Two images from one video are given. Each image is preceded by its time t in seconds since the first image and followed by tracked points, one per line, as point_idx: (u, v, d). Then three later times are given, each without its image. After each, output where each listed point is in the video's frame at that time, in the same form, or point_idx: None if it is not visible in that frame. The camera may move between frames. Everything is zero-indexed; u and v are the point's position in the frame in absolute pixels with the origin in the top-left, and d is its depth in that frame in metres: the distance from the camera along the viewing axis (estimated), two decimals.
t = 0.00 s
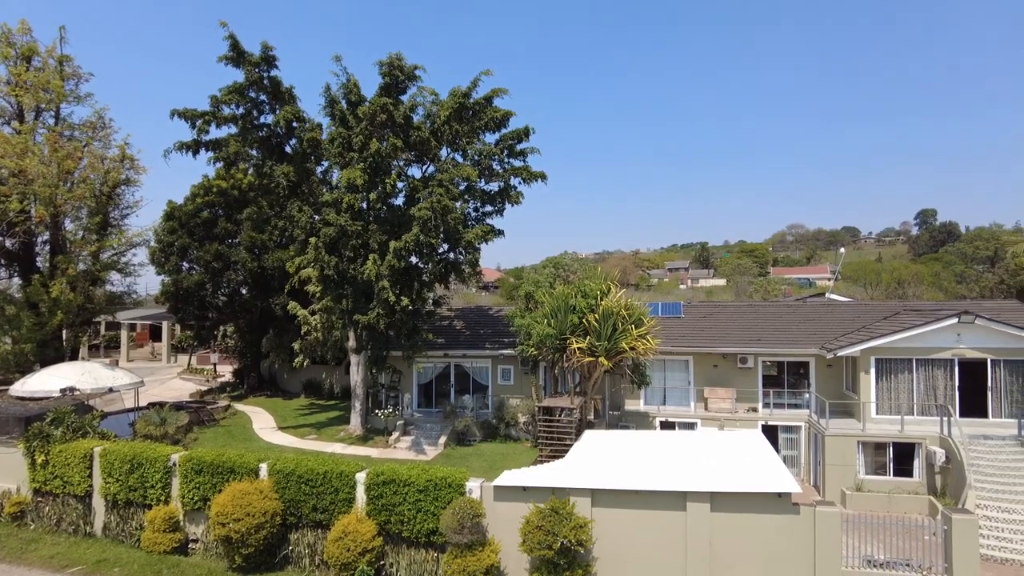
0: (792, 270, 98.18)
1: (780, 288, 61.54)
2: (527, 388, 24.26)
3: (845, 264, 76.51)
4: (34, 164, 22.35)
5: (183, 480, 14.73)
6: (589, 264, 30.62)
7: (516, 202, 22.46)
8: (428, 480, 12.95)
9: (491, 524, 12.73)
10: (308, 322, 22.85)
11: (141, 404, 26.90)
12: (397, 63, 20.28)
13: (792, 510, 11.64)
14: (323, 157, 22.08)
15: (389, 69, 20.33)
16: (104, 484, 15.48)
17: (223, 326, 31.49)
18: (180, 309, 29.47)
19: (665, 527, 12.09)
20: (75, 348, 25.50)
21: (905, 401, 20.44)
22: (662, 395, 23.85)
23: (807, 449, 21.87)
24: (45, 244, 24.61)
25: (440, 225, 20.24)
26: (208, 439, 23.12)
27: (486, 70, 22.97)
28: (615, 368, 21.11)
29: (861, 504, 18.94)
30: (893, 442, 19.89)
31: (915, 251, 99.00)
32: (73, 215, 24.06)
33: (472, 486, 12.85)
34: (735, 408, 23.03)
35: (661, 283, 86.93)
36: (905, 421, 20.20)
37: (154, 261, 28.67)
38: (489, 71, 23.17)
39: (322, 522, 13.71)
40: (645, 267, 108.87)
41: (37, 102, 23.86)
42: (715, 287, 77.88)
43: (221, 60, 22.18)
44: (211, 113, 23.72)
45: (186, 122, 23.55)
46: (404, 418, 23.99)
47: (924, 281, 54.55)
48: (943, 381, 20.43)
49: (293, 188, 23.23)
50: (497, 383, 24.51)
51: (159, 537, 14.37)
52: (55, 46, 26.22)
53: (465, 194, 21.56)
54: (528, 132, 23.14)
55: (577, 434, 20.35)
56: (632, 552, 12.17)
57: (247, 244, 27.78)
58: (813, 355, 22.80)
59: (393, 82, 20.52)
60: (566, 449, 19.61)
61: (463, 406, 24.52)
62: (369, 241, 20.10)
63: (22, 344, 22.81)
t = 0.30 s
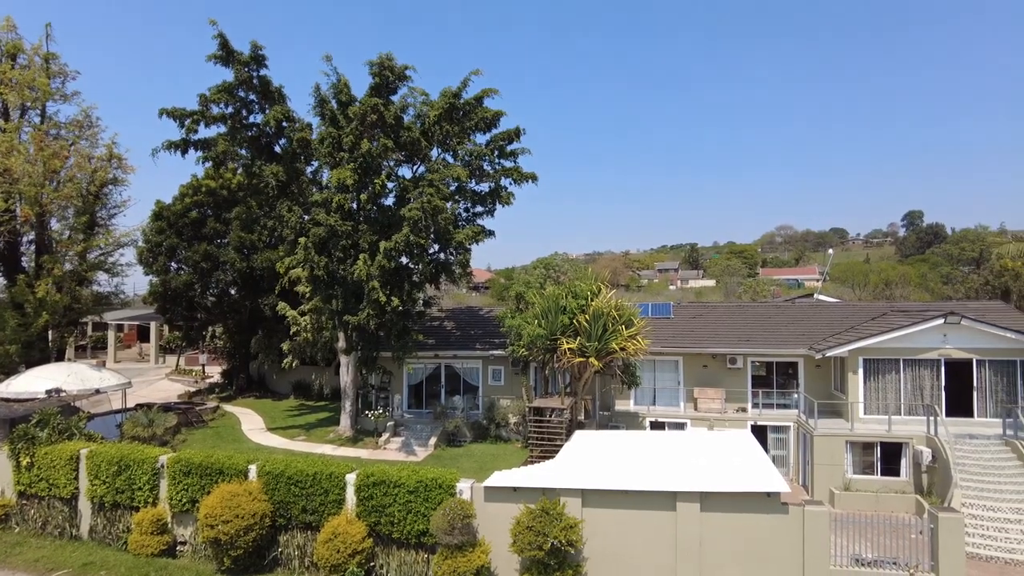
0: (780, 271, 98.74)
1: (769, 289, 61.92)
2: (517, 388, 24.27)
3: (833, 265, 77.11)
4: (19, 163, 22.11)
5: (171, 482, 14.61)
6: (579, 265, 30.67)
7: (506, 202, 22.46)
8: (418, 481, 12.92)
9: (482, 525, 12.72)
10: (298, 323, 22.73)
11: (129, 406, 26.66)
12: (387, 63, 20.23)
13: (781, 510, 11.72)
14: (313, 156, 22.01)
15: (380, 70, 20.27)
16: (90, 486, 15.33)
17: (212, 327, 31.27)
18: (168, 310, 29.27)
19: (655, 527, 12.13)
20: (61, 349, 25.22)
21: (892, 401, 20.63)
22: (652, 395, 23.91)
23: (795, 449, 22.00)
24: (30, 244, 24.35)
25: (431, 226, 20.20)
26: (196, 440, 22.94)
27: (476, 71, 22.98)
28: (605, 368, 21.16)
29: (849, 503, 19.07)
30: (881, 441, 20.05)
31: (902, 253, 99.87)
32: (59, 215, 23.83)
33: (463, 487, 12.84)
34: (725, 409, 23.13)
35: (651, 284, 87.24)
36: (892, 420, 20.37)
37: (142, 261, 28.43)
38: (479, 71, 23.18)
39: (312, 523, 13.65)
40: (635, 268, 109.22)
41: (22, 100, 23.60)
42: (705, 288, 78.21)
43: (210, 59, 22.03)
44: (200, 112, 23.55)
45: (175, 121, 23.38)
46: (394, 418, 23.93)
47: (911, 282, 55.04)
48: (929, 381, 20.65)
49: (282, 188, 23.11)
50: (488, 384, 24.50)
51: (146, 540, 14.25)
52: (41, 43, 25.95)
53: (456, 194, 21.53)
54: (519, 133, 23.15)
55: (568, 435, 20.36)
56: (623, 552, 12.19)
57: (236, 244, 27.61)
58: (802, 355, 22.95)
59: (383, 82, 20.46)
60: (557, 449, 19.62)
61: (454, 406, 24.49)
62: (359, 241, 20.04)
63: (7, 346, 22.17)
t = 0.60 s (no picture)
0: (770, 271, 99.34)
1: (758, 289, 62.27)
2: (507, 388, 24.28)
3: (821, 265, 77.69)
4: (4, 161, 21.86)
5: (159, 483, 14.49)
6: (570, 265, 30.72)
7: (497, 202, 22.46)
8: (409, 481, 12.88)
9: (472, 525, 12.71)
10: (287, 323, 22.61)
11: (116, 407, 26.40)
12: (377, 63, 20.17)
13: (771, 509, 11.79)
14: (302, 156, 21.96)
15: (370, 69, 20.22)
16: (76, 488, 15.18)
17: (201, 327, 31.05)
18: (156, 310, 29.13)
19: (645, 526, 12.16)
20: (47, 349, 24.95)
21: (880, 400, 20.81)
22: (641, 395, 23.99)
23: (784, 448, 22.10)
24: (15, 243, 24.07)
25: (421, 226, 20.16)
26: (185, 441, 22.76)
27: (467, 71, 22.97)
28: (596, 368, 21.20)
29: (837, 502, 19.21)
30: (868, 441, 20.20)
31: (889, 253, 100.70)
32: (45, 214, 23.60)
33: (454, 487, 12.83)
34: (714, 408, 23.23)
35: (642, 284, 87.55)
36: (880, 420, 20.55)
37: (130, 260, 28.21)
38: (469, 71, 23.17)
39: (302, 524, 13.58)
40: (626, 268, 109.57)
41: (7, 98, 23.34)
42: (695, 288, 78.59)
43: (199, 58, 21.88)
44: (188, 111, 23.38)
45: (163, 119, 23.20)
46: (384, 419, 23.87)
47: (898, 283, 55.60)
48: (916, 380, 20.87)
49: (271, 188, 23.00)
50: (478, 384, 24.50)
51: (133, 542, 14.12)
52: (26, 40, 25.68)
53: (446, 194, 21.50)
54: (510, 133, 23.15)
55: (558, 435, 20.37)
56: (613, 552, 12.23)
57: (225, 244, 27.45)
58: (791, 355, 23.10)
59: (373, 82, 20.41)
60: (547, 449, 19.64)
61: (444, 407, 24.46)
62: (349, 241, 19.97)
63: None
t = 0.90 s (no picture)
0: (760, 271, 100.00)
1: (747, 289, 62.64)
2: (498, 389, 24.28)
3: (811, 265, 78.22)
4: None
5: (147, 485, 14.37)
6: (561, 265, 30.75)
7: (488, 202, 22.45)
8: (399, 482, 12.85)
9: (463, 526, 12.69)
10: (276, 323, 22.49)
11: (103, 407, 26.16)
12: (367, 62, 20.10)
13: (760, 508, 11.86)
14: (292, 155, 21.89)
15: (359, 68, 20.15)
16: (62, 490, 15.02)
17: (189, 326, 30.84)
18: (144, 309, 28.98)
19: (635, 526, 12.20)
20: (33, 349, 24.68)
21: (867, 400, 20.99)
22: (632, 394, 24.04)
23: (773, 448, 22.21)
24: None
25: (412, 226, 20.12)
26: (173, 442, 22.58)
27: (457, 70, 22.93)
28: (586, 368, 21.23)
29: (826, 500, 19.34)
30: (856, 440, 20.35)
31: (877, 254, 101.56)
32: (30, 213, 23.35)
33: (444, 487, 12.80)
34: (704, 408, 23.31)
35: (632, 285, 87.77)
36: (867, 419, 20.71)
37: (117, 260, 27.98)
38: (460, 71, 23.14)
39: (291, 525, 13.53)
40: (617, 268, 109.89)
41: None
42: (685, 288, 78.93)
43: (188, 56, 21.73)
44: (177, 109, 23.21)
45: (151, 118, 23.01)
46: (375, 419, 23.80)
47: (885, 283, 56.14)
48: (903, 380, 21.07)
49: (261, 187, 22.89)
50: (469, 384, 24.49)
51: (121, 544, 13.99)
52: (11, 37, 25.38)
53: (437, 194, 21.46)
54: (500, 132, 23.15)
55: (549, 435, 20.37)
56: (602, 551, 12.25)
57: (213, 243, 27.28)
58: (780, 355, 23.24)
59: (363, 81, 20.34)
60: (538, 449, 19.64)
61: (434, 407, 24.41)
62: (338, 241, 19.90)
63: None
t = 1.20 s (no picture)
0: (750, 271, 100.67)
1: (737, 289, 63.03)
2: (488, 389, 24.27)
3: (800, 266, 78.77)
4: None
5: (134, 486, 14.24)
6: (551, 265, 30.79)
7: (479, 202, 22.44)
8: (389, 482, 12.80)
9: (453, 526, 12.67)
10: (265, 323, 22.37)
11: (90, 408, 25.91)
12: (356, 61, 20.03)
13: (749, 507, 11.92)
14: (281, 154, 21.85)
15: (348, 67, 20.08)
16: (48, 492, 14.87)
17: (178, 327, 30.62)
18: (132, 309, 28.81)
19: (625, 525, 12.23)
20: (18, 350, 24.41)
21: (856, 399, 21.15)
22: (622, 394, 24.11)
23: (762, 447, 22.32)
24: None
25: (402, 226, 20.07)
26: (161, 443, 22.41)
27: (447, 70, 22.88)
28: (577, 368, 21.26)
29: (814, 499, 19.48)
30: (845, 439, 20.47)
31: (865, 254, 102.48)
32: (15, 212, 23.09)
33: (434, 487, 12.77)
34: (693, 407, 23.40)
35: (623, 285, 88.08)
36: (856, 418, 20.87)
37: (105, 260, 27.75)
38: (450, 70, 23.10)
39: (280, 526, 13.46)
40: (608, 268, 110.22)
41: None
42: (676, 288, 79.33)
43: (176, 54, 21.57)
44: (165, 108, 23.04)
45: (139, 117, 22.82)
46: (365, 420, 23.73)
47: (873, 283, 56.65)
48: (890, 379, 21.25)
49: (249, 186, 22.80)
50: (459, 384, 24.47)
51: (107, 546, 13.85)
52: None
53: (427, 194, 21.43)
54: (491, 132, 23.13)
55: (539, 434, 20.37)
56: (592, 551, 12.27)
57: (202, 243, 27.10)
58: (768, 354, 23.37)
59: (353, 80, 20.26)
60: (528, 449, 19.63)
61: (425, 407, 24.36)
62: (328, 241, 19.83)
63: None
